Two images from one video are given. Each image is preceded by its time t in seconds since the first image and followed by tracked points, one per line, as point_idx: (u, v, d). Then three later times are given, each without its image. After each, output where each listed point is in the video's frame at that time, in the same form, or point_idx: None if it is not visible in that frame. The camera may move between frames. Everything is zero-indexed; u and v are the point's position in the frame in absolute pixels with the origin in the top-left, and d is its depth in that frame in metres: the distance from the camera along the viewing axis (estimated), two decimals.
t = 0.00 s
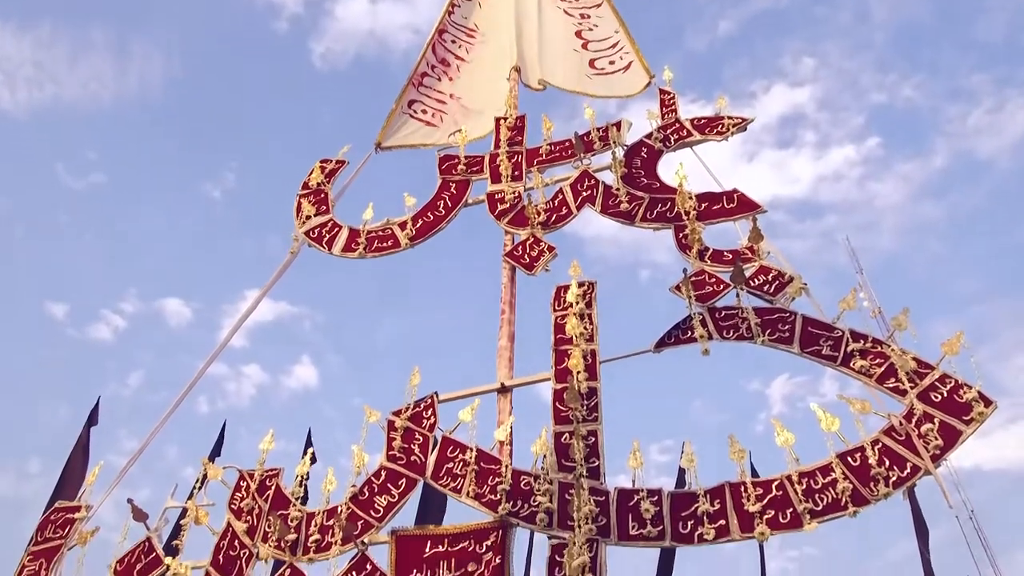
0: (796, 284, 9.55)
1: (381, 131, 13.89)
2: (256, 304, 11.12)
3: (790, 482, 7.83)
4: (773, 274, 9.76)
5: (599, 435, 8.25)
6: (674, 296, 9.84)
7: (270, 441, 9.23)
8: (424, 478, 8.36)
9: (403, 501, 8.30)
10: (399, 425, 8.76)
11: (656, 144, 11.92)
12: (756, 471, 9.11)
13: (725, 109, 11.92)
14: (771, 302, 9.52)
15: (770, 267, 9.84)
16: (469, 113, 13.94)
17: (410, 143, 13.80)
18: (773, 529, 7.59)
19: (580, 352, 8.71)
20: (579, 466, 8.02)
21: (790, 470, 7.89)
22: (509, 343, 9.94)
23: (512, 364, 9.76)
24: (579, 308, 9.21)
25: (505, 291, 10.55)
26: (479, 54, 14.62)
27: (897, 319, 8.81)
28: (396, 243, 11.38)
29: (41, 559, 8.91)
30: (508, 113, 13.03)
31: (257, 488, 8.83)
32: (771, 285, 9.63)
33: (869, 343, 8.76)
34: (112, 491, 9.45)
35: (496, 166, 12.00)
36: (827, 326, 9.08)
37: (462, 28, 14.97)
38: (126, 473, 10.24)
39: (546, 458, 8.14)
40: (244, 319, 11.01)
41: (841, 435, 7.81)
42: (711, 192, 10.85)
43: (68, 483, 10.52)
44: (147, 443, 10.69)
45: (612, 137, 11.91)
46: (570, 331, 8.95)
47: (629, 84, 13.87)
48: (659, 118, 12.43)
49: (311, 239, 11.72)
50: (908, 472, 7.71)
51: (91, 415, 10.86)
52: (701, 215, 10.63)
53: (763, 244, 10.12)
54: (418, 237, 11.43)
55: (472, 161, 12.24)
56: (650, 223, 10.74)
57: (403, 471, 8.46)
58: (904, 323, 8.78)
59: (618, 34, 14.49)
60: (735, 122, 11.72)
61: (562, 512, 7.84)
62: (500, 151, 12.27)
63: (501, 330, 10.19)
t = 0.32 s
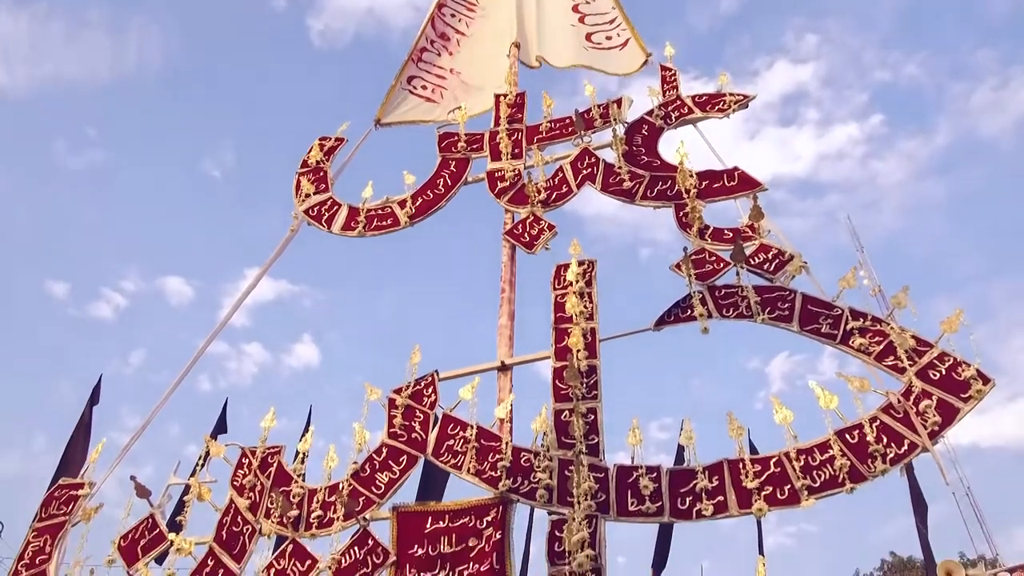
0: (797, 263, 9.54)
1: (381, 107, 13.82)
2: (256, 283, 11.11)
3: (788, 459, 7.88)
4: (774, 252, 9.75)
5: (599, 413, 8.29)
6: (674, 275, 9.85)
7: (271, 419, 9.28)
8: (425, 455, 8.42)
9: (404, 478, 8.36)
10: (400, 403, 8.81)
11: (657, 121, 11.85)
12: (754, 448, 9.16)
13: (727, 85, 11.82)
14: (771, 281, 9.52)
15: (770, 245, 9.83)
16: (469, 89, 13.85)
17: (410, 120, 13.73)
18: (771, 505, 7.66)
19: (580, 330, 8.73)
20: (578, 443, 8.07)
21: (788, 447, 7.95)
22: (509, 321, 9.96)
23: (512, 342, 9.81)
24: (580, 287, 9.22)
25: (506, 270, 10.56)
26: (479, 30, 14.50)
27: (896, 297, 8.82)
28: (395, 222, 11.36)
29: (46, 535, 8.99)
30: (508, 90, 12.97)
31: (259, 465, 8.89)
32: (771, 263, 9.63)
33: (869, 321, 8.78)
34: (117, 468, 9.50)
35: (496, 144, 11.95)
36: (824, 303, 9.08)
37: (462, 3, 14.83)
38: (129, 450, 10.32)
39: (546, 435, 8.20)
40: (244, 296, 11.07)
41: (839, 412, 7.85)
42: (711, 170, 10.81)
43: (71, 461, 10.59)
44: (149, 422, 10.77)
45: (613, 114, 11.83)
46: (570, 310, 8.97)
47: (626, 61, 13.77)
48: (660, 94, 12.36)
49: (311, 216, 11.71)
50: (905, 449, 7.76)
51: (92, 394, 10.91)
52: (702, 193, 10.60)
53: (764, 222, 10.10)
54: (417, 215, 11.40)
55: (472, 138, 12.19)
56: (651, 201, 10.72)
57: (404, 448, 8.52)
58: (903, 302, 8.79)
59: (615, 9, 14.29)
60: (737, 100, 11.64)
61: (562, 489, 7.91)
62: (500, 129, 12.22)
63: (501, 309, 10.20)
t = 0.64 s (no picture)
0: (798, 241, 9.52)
1: (379, 83, 13.74)
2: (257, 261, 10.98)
3: (786, 436, 7.93)
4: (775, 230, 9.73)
5: (599, 390, 8.33)
6: (674, 253, 9.85)
7: (273, 397, 9.33)
8: (426, 433, 8.47)
9: (406, 455, 8.42)
10: (400, 381, 8.85)
11: (658, 98, 11.77)
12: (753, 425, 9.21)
13: (728, 61, 11.73)
14: (771, 259, 9.52)
15: (771, 223, 9.81)
16: (469, 64, 13.76)
17: (408, 96, 13.64)
18: (769, 481, 7.72)
19: (580, 309, 8.75)
20: (578, 421, 8.12)
21: (787, 424, 7.99)
22: (509, 300, 9.97)
23: (512, 321, 9.84)
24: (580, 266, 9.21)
25: (506, 248, 10.55)
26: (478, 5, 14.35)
27: (897, 275, 8.82)
28: (395, 200, 11.34)
29: (50, 511, 9.08)
30: (508, 66, 12.88)
31: (261, 442, 8.95)
32: (771, 241, 9.62)
33: (868, 299, 8.78)
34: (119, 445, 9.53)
35: (496, 122, 11.89)
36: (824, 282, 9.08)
37: None
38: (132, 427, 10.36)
39: (546, 412, 8.24)
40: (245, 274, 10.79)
41: (839, 390, 7.88)
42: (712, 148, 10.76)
43: (76, 438, 10.67)
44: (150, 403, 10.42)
45: (613, 92, 11.74)
46: (570, 289, 8.98)
47: (621, 34, 13.57)
48: (661, 71, 12.27)
49: (310, 194, 11.69)
50: (903, 426, 7.80)
51: (95, 371, 10.96)
52: (703, 171, 10.57)
53: (764, 200, 10.08)
54: (416, 194, 11.37)
55: (472, 116, 12.13)
56: (652, 179, 10.69)
57: (405, 425, 8.57)
58: (903, 280, 8.79)
59: None
60: (738, 76, 11.55)
61: (562, 465, 7.96)
62: (499, 106, 12.15)
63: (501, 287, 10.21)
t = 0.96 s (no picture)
0: (798, 218, 9.49)
1: (377, 59, 13.63)
2: (256, 239, 11.00)
3: (785, 413, 7.98)
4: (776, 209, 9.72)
5: (599, 368, 8.37)
6: (674, 231, 9.84)
7: (275, 374, 9.37)
8: (426, 410, 8.52)
9: (407, 432, 8.47)
10: (401, 358, 8.89)
11: (659, 74, 11.70)
12: (752, 403, 9.26)
13: (731, 36, 11.59)
14: (772, 238, 9.50)
15: (772, 200, 9.79)
16: (468, 39, 13.64)
17: (407, 71, 13.53)
18: (768, 458, 7.77)
19: (580, 287, 8.74)
20: (577, 398, 8.16)
21: (786, 402, 8.04)
22: (509, 279, 9.97)
23: (512, 299, 9.86)
24: (580, 244, 9.20)
25: (506, 226, 10.54)
26: None
27: (897, 253, 8.81)
28: (394, 177, 11.30)
29: (55, 488, 9.15)
30: (508, 41, 12.77)
31: (263, 419, 9.01)
32: (772, 220, 9.60)
33: (868, 277, 8.79)
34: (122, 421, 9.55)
35: (496, 98, 11.82)
36: (824, 260, 9.09)
37: None
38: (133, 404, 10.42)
39: (546, 390, 8.28)
40: (245, 251, 10.87)
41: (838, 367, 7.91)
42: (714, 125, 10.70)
43: (79, 415, 10.73)
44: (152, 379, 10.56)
45: (614, 68, 11.65)
46: (570, 267, 8.98)
47: (616, 16, 13.24)
48: (663, 47, 12.17)
49: (309, 171, 11.66)
50: (901, 403, 7.84)
51: (96, 348, 11.00)
52: (704, 149, 10.52)
53: (765, 178, 10.05)
54: (416, 171, 11.33)
55: (472, 92, 12.06)
56: (653, 157, 10.65)
57: (406, 402, 8.62)
58: (904, 258, 8.78)
59: None
60: (740, 52, 11.44)
61: (562, 442, 8.01)
62: (499, 83, 12.07)
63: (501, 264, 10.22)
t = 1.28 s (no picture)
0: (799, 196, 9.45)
1: (376, 35, 13.53)
2: (255, 217, 10.98)
3: (784, 391, 8.02)
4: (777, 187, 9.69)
5: (599, 346, 8.39)
6: (675, 209, 9.82)
7: (276, 352, 9.40)
8: (427, 388, 8.56)
9: (408, 410, 8.51)
10: (402, 337, 8.91)
11: (661, 51, 11.61)
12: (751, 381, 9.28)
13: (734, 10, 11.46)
14: (772, 216, 9.46)
15: (773, 178, 9.76)
16: (468, 15, 13.52)
17: (406, 47, 13.43)
18: (766, 435, 7.81)
19: (579, 266, 8.73)
20: (577, 376, 8.19)
21: (785, 380, 8.07)
22: (509, 257, 9.96)
23: (512, 278, 9.87)
24: (580, 223, 9.18)
25: (506, 204, 10.52)
26: None
27: (898, 231, 8.78)
28: (394, 155, 11.25)
29: (58, 465, 9.21)
30: (509, 17, 12.66)
31: (265, 397, 9.06)
32: (773, 198, 9.58)
33: (869, 256, 8.78)
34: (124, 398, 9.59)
35: (496, 75, 11.75)
36: (825, 238, 9.07)
37: None
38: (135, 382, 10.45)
39: (546, 368, 8.32)
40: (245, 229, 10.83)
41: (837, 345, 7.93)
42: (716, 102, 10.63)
43: (82, 393, 10.78)
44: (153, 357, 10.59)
45: (615, 45, 11.56)
46: (571, 246, 8.98)
47: None
48: (665, 22, 12.07)
49: (309, 149, 11.62)
50: (901, 381, 7.86)
51: (97, 326, 11.01)
52: (704, 127, 10.47)
53: (767, 155, 10.01)
54: (416, 149, 11.27)
55: (471, 68, 11.98)
56: (654, 134, 10.60)
57: (407, 380, 8.65)
58: (905, 236, 8.76)
59: None
60: (743, 27, 11.33)
61: (562, 420, 8.05)
62: (499, 59, 11.99)
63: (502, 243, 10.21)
